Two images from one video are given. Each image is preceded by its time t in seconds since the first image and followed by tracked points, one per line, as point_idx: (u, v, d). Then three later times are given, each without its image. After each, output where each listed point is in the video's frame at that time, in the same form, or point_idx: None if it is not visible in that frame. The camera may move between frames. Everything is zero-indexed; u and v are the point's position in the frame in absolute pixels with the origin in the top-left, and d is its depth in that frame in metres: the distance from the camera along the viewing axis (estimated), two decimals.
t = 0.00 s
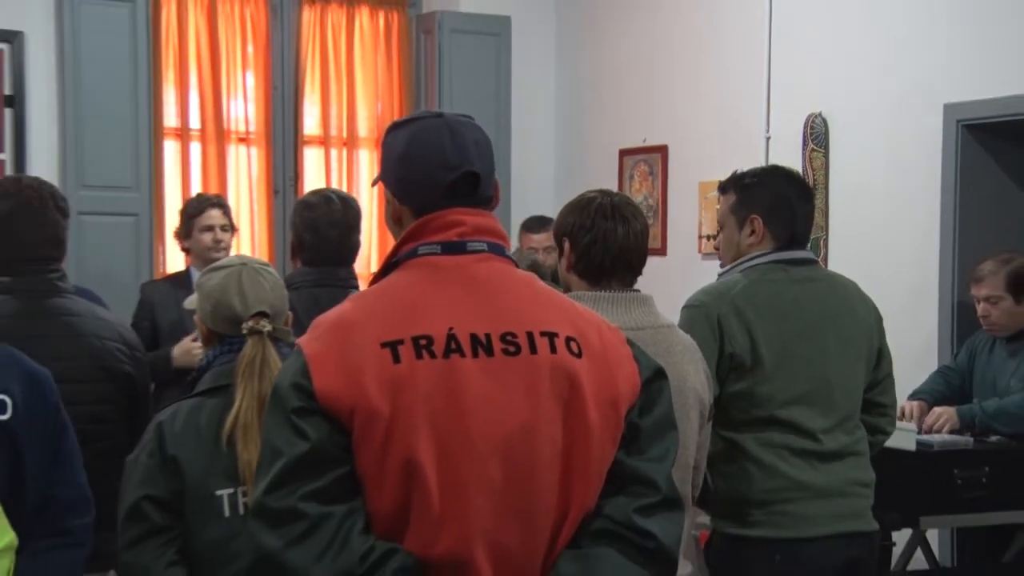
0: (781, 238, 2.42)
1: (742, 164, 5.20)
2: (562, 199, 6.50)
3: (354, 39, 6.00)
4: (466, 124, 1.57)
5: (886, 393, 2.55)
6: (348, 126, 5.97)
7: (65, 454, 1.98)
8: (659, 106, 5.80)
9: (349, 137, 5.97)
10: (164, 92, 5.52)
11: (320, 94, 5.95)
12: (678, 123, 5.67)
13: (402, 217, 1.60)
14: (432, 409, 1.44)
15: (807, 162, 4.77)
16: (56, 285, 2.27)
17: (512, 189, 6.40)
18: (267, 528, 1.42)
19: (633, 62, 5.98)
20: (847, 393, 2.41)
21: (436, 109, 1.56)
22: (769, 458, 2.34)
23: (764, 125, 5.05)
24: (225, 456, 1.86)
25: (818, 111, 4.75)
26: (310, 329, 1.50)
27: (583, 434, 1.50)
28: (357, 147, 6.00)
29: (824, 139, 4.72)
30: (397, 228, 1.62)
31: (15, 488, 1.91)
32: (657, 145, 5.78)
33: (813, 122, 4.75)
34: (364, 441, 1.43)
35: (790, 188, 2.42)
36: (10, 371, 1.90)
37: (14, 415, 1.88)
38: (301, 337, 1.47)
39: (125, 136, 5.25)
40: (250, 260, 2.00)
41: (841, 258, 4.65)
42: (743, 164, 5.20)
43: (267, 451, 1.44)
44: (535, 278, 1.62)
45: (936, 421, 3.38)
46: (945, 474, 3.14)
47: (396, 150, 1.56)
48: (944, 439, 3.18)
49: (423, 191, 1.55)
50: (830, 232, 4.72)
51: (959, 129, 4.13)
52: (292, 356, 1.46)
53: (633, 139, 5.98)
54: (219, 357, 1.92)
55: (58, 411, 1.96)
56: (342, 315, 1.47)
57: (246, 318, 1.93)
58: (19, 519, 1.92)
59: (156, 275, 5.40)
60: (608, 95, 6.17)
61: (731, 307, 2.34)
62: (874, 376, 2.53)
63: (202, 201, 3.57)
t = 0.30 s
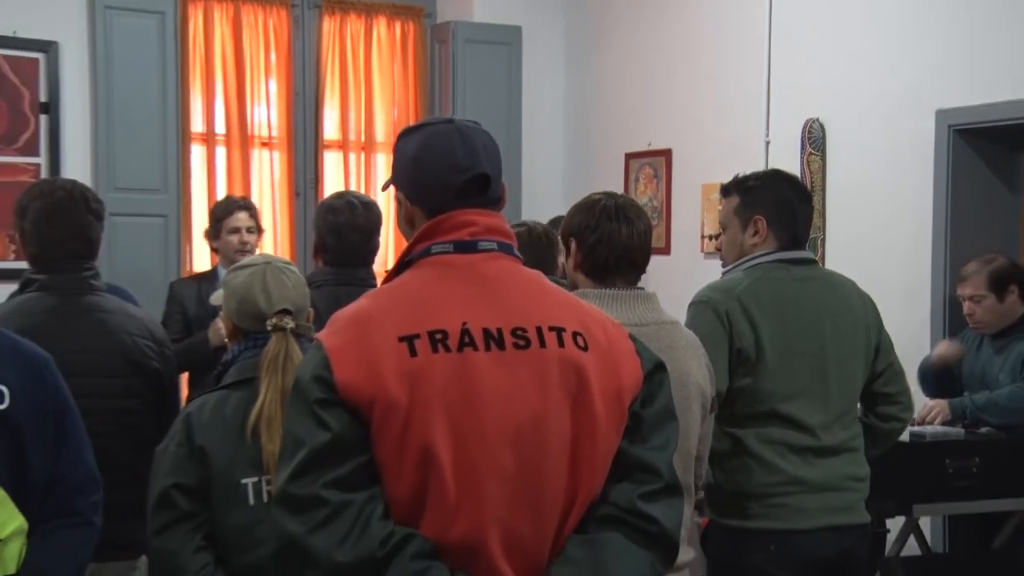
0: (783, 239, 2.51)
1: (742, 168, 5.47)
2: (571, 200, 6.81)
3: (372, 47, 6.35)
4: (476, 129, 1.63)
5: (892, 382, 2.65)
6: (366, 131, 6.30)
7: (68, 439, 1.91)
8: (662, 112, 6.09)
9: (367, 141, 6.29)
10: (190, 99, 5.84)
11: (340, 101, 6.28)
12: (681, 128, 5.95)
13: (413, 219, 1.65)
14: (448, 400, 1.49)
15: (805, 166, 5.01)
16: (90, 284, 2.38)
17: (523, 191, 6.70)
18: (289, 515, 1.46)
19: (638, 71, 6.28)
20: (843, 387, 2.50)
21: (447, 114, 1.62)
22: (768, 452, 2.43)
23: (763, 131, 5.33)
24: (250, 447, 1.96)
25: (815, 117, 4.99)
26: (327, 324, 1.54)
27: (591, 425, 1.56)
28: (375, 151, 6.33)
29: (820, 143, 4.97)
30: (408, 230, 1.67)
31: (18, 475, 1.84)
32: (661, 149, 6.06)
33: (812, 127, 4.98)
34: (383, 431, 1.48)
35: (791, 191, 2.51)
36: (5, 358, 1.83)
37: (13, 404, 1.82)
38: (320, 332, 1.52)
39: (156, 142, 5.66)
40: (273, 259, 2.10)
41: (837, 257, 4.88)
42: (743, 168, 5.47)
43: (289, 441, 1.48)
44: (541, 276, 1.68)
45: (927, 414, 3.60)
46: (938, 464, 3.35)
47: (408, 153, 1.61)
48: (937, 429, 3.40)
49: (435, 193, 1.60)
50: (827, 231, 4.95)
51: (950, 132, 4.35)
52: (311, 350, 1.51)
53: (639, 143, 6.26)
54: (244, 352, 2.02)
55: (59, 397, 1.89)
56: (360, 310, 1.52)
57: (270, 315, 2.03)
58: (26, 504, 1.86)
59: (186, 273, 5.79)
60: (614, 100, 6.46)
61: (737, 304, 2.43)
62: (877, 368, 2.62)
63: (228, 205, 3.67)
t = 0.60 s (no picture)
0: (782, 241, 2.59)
1: (743, 171, 5.57)
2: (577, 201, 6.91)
3: (386, 53, 6.45)
4: (480, 132, 1.69)
5: (887, 385, 2.71)
6: (381, 134, 6.40)
7: (101, 430, 1.91)
8: (665, 115, 6.16)
9: (382, 144, 6.39)
10: (212, 105, 5.95)
11: (355, 104, 6.38)
12: (683, 131, 6.02)
13: (420, 219, 1.72)
14: (456, 392, 1.56)
15: (806, 168, 5.12)
16: (114, 281, 2.45)
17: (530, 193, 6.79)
18: (306, 503, 1.53)
19: (642, 74, 6.35)
20: (843, 382, 2.57)
21: (451, 117, 1.68)
22: (766, 447, 2.51)
23: (764, 134, 5.41)
24: (270, 439, 2.03)
25: (815, 120, 5.09)
26: (339, 320, 1.61)
27: (595, 416, 1.62)
28: (390, 152, 6.43)
29: (820, 145, 5.06)
30: (415, 230, 1.74)
31: (51, 469, 1.84)
32: (665, 151, 6.13)
33: (811, 130, 5.09)
34: (394, 423, 1.54)
35: (789, 196, 2.59)
36: (37, 353, 1.82)
37: (46, 399, 1.81)
38: (332, 328, 1.59)
39: (179, 148, 5.82)
40: (293, 258, 2.18)
41: (835, 256, 4.99)
42: (744, 170, 5.56)
43: (304, 433, 1.54)
44: (545, 272, 1.75)
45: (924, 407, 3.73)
46: (934, 457, 3.43)
47: (415, 156, 1.68)
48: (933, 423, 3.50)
49: (442, 194, 1.67)
50: (827, 231, 5.05)
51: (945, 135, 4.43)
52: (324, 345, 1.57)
53: (644, 146, 6.33)
54: (265, 347, 2.10)
55: (89, 389, 1.89)
56: (371, 306, 1.59)
57: (290, 312, 2.10)
58: (58, 495, 1.87)
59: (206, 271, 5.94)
60: (619, 103, 6.54)
61: (739, 302, 2.50)
62: (872, 369, 2.68)
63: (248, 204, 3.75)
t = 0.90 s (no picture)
0: (776, 243, 2.71)
1: (745, 176, 5.73)
2: (585, 202, 7.08)
3: (404, 62, 6.60)
4: (488, 137, 1.78)
5: (894, 361, 2.89)
6: (399, 138, 6.58)
7: (160, 427, 2.14)
8: (671, 121, 6.32)
9: (400, 148, 6.58)
10: (237, 111, 6.13)
11: (374, 109, 6.53)
12: (688, 136, 6.19)
13: (433, 220, 1.81)
14: (466, 387, 1.65)
15: (806, 171, 5.26)
16: (147, 280, 2.56)
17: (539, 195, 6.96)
18: (321, 493, 1.62)
19: (647, 81, 6.51)
20: (844, 369, 2.69)
21: (461, 124, 1.77)
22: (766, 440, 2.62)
23: (765, 139, 5.58)
24: (294, 430, 2.13)
25: (814, 126, 5.24)
26: (354, 317, 1.70)
27: (598, 410, 1.72)
28: (409, 155, 6.61)
29: (818, 149, 5.21)
30: (427, 231, 1.83)
31: (112, 460, 2.08)
32: (670, 156, 6.30)
33: (811, 135, 5.23)
34: (406, 416, 1.64)
35: (781, 202, 2.71)
36: (106, 355, 2.07)
37: (112, 397, 2.06)
38: (347, 326, 1.68)
39: (207, 150, 5.99)
40: (314, 258, 2.28)
41: (833, 256, 5.14)
42: (746, 175, 5.73)
43: (320, 426, 1.64)
44: (553, 271, 1.84)
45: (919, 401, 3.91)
46: (929, 449, 3.64)
47: (426, 161, 1.77)
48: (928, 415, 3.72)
49: (453, 196, 1.76)
50: (825, 231, 5.20)
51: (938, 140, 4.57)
52: (340, 342, 1.67)
53: (651, 150, 6.49)
54: (288, 343, 2.20)
55: (151, 390, 2.13)
56: (384, 305, 1.68)
57: (312, 309, 2.20)
58: (115, 485, 2.10)
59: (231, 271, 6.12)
60: (626, 107, 6.69)
61: (747, 296, 2.61)
62: (875, 353, 2.87)
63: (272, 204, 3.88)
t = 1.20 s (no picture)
0: (769, 245, 2.87)
1: (743, 182, 5.96)
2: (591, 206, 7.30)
3: (424, 77, 6.79)
4: (500, 147, 1.94)
5: (879, 352, 3.07)
6: (419, 146, 6.77)
7: (196, 418, 2.30)
8: (673, 129, 6.53)
9: (420, 157, 6.76)
10: (268, 122, 6.35)
11: (396, 119, 6.73)
12: (689, 143, 6.40)
13: (449, 224, 1.97)
14: (480, 378, 1.80)
15: (800, 177, 5.49)
16: (186, 278, 2.72)
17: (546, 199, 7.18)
18: (345, 477, 1.78)
19: (651, 92, 6.72)
20: (837, 361, 2.85)
21: (475, 133, 1.93)
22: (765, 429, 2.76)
23: (762, 147, 5.81)
24: (321, 419, 2.29)
25: (807, 135, 5.47)
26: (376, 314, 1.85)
27: (603, 399, 1.87)
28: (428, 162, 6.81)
29: (811, 155, 5.43)
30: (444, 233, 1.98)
31: (149, 447, 2.24)
32: (673, 162, 6.50)
33: (804, 143, 5.47)
34: (424, 405, 1.79)
35: (772, 206, 2.88)
36: (146, 352, 2.23)
37: (152, 392, 2.22)
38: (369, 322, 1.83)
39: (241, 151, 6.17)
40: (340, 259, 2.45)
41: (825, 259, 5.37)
42: (744, 182, 5.95)
43: (344, 415, 1.80)
44: (562, 272, 1.99)
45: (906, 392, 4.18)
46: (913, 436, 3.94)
47: (443, 168, 1.93)
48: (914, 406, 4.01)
49: (468, 201, 1.92)
50: (817, 234, 5.44)
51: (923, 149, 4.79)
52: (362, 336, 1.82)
53: (654, 157, 6.70)
54: (317, 337, 2.36)
55: (187, 386, 2.28)
56: (403, 303, 1.83)
57: (339, 306, 2.36)
58: (152, 469, 2.26)
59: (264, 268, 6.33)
60: (630, 116, 6.90)
61: (745, 291, 2.78)
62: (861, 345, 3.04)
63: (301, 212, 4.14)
